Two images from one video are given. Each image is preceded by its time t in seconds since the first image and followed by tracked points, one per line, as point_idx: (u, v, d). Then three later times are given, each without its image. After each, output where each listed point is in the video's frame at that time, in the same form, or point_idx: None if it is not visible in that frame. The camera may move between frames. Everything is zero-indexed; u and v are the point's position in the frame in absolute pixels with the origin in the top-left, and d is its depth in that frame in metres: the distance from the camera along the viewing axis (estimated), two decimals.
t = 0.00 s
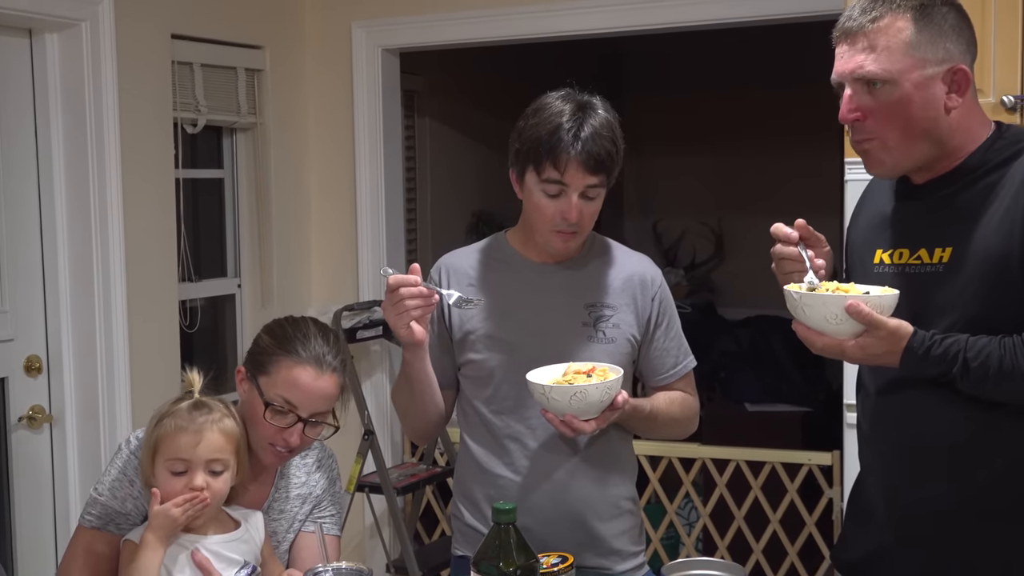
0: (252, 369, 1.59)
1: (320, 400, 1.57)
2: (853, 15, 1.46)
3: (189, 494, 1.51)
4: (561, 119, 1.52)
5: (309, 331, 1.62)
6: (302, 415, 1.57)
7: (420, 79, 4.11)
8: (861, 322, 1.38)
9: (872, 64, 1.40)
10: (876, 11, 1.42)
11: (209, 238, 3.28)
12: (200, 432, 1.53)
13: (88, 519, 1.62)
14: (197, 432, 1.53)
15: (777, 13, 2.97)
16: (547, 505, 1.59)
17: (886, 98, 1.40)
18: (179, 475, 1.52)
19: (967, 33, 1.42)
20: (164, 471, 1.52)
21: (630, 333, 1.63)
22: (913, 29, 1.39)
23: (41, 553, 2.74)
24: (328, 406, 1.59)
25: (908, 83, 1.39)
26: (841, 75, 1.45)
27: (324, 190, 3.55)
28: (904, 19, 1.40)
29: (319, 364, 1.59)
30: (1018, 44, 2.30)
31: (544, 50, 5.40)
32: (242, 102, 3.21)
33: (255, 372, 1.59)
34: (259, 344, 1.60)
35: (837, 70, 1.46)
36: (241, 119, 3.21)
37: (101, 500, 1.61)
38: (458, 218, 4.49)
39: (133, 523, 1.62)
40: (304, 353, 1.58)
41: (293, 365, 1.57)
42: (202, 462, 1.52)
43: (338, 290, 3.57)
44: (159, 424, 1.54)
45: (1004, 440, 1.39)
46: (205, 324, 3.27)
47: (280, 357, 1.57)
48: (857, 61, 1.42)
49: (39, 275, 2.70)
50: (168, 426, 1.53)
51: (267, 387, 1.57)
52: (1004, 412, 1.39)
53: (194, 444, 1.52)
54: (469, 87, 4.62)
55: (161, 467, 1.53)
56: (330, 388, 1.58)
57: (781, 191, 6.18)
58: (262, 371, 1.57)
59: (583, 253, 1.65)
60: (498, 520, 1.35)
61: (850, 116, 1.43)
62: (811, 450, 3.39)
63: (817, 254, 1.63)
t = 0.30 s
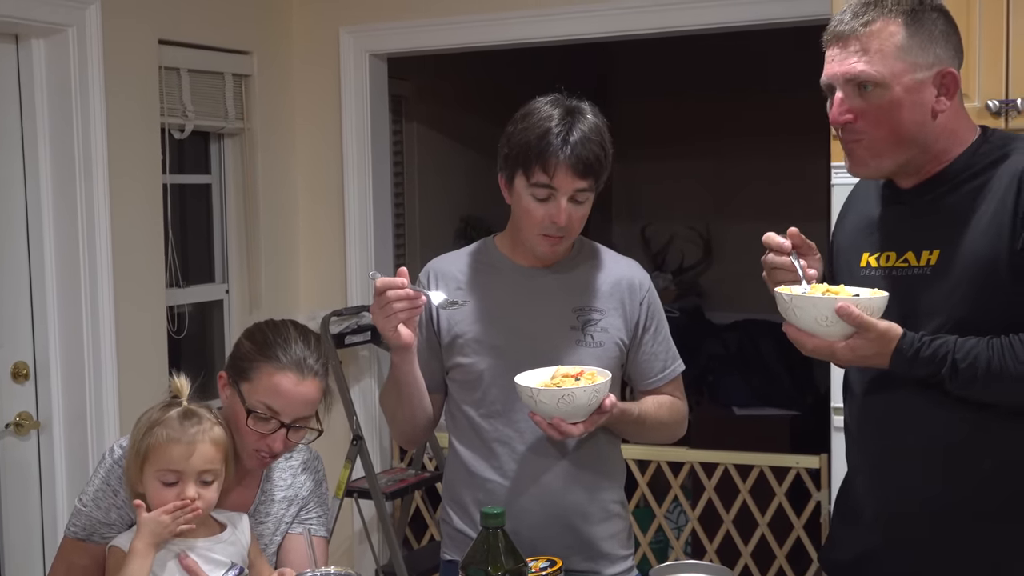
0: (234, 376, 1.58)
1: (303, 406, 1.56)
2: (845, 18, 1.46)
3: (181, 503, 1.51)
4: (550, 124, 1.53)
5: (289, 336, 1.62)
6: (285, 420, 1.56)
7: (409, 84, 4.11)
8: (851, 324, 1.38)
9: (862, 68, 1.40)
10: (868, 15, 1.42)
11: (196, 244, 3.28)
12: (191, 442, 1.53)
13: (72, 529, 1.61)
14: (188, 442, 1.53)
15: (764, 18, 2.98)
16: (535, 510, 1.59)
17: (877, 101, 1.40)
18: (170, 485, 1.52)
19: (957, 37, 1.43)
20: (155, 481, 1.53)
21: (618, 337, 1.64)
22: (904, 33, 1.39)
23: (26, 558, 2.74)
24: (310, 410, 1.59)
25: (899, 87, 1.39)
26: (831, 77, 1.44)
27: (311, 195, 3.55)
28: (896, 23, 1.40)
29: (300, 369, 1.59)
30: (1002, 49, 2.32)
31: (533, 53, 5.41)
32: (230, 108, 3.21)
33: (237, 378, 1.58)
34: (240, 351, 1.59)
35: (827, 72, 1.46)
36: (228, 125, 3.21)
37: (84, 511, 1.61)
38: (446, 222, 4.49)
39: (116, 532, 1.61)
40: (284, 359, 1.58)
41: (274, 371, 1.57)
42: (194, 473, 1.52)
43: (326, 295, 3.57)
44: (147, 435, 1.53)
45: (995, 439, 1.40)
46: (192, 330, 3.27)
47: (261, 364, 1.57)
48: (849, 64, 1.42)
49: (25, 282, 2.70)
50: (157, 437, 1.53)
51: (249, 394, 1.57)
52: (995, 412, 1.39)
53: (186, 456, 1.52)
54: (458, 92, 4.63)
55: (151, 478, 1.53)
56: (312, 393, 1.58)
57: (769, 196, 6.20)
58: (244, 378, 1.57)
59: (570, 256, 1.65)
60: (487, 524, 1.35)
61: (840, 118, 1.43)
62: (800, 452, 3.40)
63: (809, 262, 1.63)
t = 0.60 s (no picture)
0: (217, 380, 1.58)
1: (288, 409, 1.57)
2: (784, 80, 1.25)
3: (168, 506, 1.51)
4: (531, 127, 1.53)
5: (272, 340, 1.61)
6: (271, 424, 1.56)
7: (393, 88, 4.11)
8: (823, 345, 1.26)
9: (810, 147, 1.21)
10: (809, 81, 1.22)
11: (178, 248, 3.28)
12: (180, 446, 1.52)
13: (55, 536, 1.61)
14: (176, 446, 1.53)
15: (746, 23, 2.99)
16: (517, 514, 1.60)
17: (835, 176, 1.22)
18: (157, 488, 1.52)
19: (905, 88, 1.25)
20: (140, 483, 1.52)
21: (601, 339, 1.64)
22: (855, 102, 1.20)
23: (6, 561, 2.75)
24: (294, 413, 1.59)
25: (856, 160, 1.21)
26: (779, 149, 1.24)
27: (294, 199, 3.55)
28: (843, 94, 1.20)
29: (284, 371, 1.59)
30: (981, 54, 2.34)
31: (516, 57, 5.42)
32: (212, 112, 3.21)
33: (220, 382, 1.58)
34: (221, 354, 1.59)
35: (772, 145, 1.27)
36: (211, 129, 3.21)
37: (67, 517, 1.60)
38: (429, 226, 4.50)
39: (99, 537, 1.61)
40: (268, 362, 1.58)
41: (259, 377, 1.56)
42: (181, 476, 1.52)
43: (310, 298, 3.57)
44: (134, 437, 1.53)
45: (980, 440, 1.28)
46: (175, 335, 3.26)
47: (245, 367, 1.57)
48: (796, 143, 1.22)
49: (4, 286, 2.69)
50: (144, 439, 1.52)
51: (233, 399, 1.56)
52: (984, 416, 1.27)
53: (175, 458, 1.52)
54: (442, 96, 4.64)
55: (137, 478, 1.53)
56: (296, 396, 1.58)
57: (751, 200, 6.22)
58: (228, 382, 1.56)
59: (553, 261, 1.65)
60: (468, 527, 1.36)
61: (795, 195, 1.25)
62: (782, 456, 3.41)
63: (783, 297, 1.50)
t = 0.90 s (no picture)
0: (201, 386, 1.57)
1: (274, 413, 1.57)
2: (744, 137, 1.30)
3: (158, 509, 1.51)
4: (512, 131, 1.53)
5: (257, 343, 1.61)
6: (257, 428, 1.56)
7: (376, 93, 4.11)
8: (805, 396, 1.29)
9: (775, 204, 1.25)
10: (767, 140, 1.26)
11: (159, 253, 3.27)
12: (170, 450, 1.52)
13: (43, 543, 1.59)
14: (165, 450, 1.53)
15: (725, 26, 3.01)
16: (501, 518, 1.60)
17: (800, 228, 1.26)
18: (148, 490, 1.53)
19: (862, 133, 1.29)
20: (132, 486, 1.53)
21: (583, 343, 1.64)
22: (815, 158, 1.24)
23: None
24: (280, 416, 1.59)
25: (819, 212, 1.25)
26: (746, 205, 1.29)
27: (277, 203, 3.54)
28: (801, 151, 1.24)
29: (270, 375, 1.59)
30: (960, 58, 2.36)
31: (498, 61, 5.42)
32: (194, 116, 3.20)
33: (203, 387, 1.57)
34: (203, 359, 1.58)
35: (739, 200, 1.31)
36: (192, 133, 3.20)
37: (55, 521, 1.60)
38: (413, 230, 4.50)
39: (87, 542, 1.60)
40: (254, 366, 1.58)
41: (244, 382, 1.56)
42: (172, 479, 1.53)
43: (292, 303, 3.56)
44: (124, 442, 1.53)
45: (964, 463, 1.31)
46: (157, 341, 3.25)
47: (230, 371, 1.56)
48: (761, 200, 1.27)
49: None
50: (135, 444, 1.52)
51: (219, 404, 1.56)
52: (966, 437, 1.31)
53: (166, 462, 1.52)
54: (426, 100, 4.64)
55: (128, 482, 1.53)
56: (281, 400, 1.58)
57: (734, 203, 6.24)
58: (212, 387, 1.56)
59: (535, 266, 1.66)
60: (451, 531, 1.36)
61: (765, 246, 1.30)
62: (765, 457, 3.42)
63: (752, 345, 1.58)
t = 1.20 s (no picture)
0: (176, 388, 1.58)
1: (248, 414, 1.57)
2: (747, 102, 1.35)
3: (136, 521, 1.51)
4: (493, 134, 1.53)
5: (232, 345, 1.61)
6: (231, 429, 1.56)
7: (363, 95, 4.11)
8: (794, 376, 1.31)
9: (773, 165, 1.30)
10: (770, 101, 1.31)
11: (146, 257, 3.26)
12: (150, 459, 1.53)
13: (19, 549, 1.61)
14: (146, 459, 1.53)
15: (711, 27, 3.01)
16: (489, 519, 1.60)
17: (796, 190, 1.30)
18: (127, 500, 1.52)
19: (864, 103, 1.33)
20: (111, 495, 1.52)
21: (569, 344, 1.64)
22: (814, 120, 1.28)
23: None
24: (255, 418, 1.59)
25: (815, 174, 1.29)
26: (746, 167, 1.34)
27: (264, 206, 3.54)
28: (802, 111, 1.29)
29: (245, 377, 1.59)
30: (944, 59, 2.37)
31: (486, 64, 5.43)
32: (180, 120, 3.20)
33: (179, 389, 1.57)
34: (179, 361, 1.59)
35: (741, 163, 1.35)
36: (179, 137, 3.19)
37: (33, 532, 1.60)
38: (400, 232, 4.50)
39: (63, 550, 1.61)
40: (228, 368, 1.58)
41: (217, 383, 1.56)
42: (151, 489, 1.52)
43: (279, 306, 3.55)
44: (105, 451, 1.53)
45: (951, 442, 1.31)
46: (144, 344, 3.24)
47: (205, 373, 1.57)
48: (760, 161, 1.31)
49: None
50: (115, 454, 1.53)
51: (193, 405, 1.56)
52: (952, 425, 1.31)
53: (146, 470, 1.52)
54: (413, 102, 4.64)
55: (107, 493, 1.52)
56: (255, 401, 1.58)
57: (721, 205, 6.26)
58: (187, 389, 1.56)
59: (519, 267, 1.66)
60: (438, 534, 1.36)
61: (761, 208, 1.34)
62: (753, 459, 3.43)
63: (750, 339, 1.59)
